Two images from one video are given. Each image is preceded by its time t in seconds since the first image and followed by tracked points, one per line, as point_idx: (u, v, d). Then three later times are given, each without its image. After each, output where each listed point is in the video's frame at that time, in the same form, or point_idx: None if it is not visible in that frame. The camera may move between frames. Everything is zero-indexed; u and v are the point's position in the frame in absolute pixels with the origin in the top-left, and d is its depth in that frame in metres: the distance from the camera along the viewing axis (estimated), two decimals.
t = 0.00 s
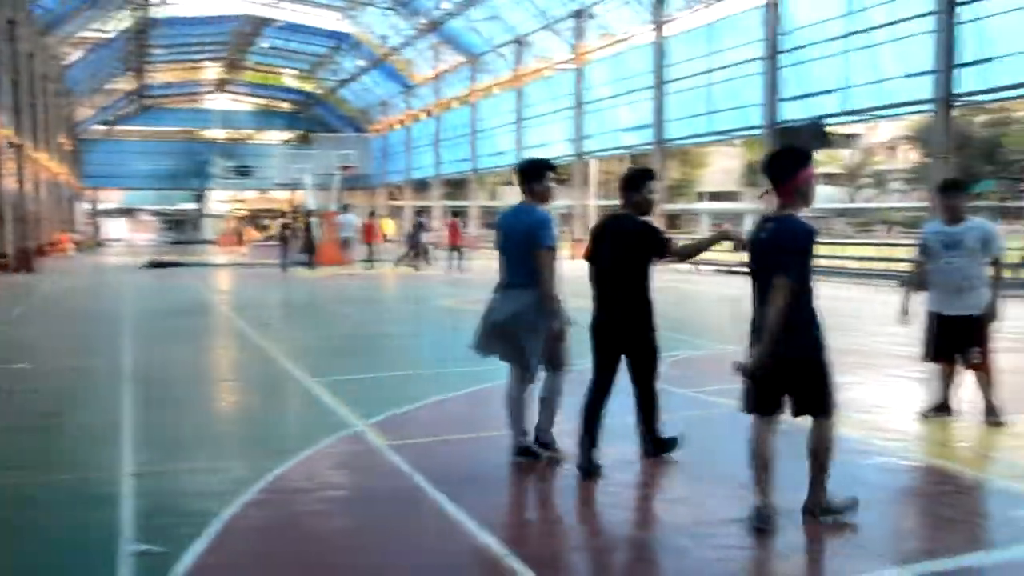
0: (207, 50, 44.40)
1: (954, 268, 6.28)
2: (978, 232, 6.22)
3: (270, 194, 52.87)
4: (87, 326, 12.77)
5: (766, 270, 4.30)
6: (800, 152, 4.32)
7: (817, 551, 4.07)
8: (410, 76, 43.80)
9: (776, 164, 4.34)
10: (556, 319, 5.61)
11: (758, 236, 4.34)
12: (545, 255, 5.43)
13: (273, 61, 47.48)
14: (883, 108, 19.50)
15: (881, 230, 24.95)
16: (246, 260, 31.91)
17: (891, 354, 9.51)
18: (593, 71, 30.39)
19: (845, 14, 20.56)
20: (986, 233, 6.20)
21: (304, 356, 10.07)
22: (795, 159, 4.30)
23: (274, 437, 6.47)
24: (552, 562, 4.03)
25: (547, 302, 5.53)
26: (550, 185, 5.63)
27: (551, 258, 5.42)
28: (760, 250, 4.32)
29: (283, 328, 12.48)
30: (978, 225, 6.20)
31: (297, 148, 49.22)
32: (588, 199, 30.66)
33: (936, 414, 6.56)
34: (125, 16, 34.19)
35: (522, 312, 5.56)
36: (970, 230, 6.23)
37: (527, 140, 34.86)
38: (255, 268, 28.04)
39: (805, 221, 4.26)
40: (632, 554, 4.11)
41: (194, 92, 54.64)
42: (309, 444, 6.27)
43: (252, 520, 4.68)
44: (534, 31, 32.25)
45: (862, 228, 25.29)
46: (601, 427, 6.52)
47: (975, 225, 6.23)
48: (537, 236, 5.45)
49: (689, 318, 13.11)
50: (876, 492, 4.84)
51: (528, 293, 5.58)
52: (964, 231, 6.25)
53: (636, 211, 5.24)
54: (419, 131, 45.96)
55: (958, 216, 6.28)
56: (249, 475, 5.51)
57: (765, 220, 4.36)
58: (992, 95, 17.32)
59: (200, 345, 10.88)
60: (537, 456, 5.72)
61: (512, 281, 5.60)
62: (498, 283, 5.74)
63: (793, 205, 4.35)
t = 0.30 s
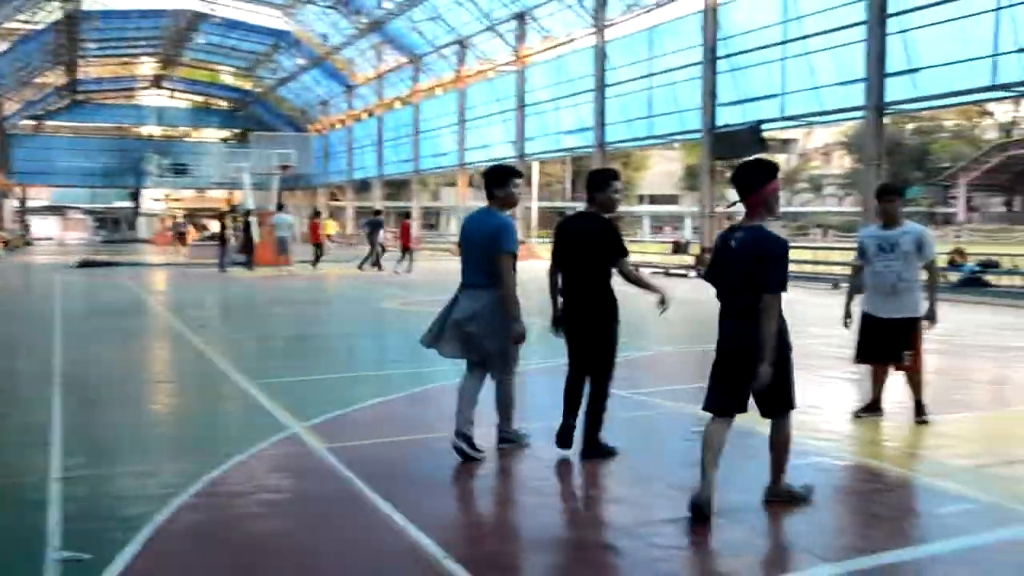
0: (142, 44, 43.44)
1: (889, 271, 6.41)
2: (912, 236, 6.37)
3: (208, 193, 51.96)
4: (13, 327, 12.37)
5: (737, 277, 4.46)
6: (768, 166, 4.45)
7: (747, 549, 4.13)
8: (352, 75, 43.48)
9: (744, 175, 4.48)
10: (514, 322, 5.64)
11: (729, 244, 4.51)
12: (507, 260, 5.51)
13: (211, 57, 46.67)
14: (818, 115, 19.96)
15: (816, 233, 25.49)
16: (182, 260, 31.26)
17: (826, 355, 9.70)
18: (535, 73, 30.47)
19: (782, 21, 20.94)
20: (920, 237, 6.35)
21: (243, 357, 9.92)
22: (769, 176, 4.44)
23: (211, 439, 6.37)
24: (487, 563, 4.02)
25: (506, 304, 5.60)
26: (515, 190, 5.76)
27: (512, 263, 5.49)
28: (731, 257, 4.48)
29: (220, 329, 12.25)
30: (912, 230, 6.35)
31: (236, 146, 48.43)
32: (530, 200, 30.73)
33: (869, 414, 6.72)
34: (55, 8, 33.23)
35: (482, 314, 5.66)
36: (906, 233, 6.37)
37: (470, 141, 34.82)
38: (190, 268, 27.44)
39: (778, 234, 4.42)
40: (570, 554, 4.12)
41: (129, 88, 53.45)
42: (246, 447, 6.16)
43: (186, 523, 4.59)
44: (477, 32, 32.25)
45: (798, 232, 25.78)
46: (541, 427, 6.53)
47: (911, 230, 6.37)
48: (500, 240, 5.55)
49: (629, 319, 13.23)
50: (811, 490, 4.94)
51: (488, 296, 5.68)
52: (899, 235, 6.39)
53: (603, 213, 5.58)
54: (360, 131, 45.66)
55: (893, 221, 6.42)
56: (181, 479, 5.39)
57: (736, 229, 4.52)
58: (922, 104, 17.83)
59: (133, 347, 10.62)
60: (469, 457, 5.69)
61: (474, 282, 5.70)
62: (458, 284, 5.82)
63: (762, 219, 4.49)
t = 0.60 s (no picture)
0: (91, 38, 42.61)
1: (850, 266, 6.53)
2: (875, 234, 6.49)
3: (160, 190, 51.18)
4: None
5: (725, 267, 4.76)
6: (740, 161, 4.76)
7: (703, 543, 4.17)
8: (308, 71, 43.12)
9: (719, 172, 4.78)
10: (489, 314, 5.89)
11: (710, 235, 4.82)
12: (485, 253, 5.76)
13: (162, 52, 45.94)
14: (771, 112, 20.24)
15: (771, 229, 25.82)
16: (134, 258, 30.76)
17: (779, 349, 9.83)
18: (492, 70, 30.44)
19: (736, 19, 21.14)
20: (883, 234, 6.46)
21: (197, 357, 9.80)
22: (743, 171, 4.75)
23: (164, 440, 6.28)
24: (446, 561, 4.02)
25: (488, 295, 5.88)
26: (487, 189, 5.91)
27: (489, 254, 5.75)
28: (712, 247, 4.80)
29: (173, 328, 12.08)
30: (875, 227, 6.47)
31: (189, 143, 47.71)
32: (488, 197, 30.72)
33: (820, 408, 6.81)
34: None
35: (460, 306, 5.85)
36: (869, 230, 6.50)
37: (427, 137, 34.72)
38: (142, 266, 27.00)
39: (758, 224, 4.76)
40: (528, 551, 4.12)
41: (79, 83, 52.42)
42: (202, 447, 6.10)
43: (139, 526, 4.52)
44: (433, 28, 32.17)
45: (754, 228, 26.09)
46: (496, 425, 6.53)
47: (874, 227, 6.50)
48: (478, 235, 5.79)
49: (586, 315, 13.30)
50: (765, 483, 5.03)
51: (461, 289, 5.85)
52: (863, 232, 6.51)
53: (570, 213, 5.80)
54: (316, 127, 45.33)
55: (859, 217, 6.54)
56: (133, 481, 5.31)
57: (715, 222, 4.84)
58: (872, 102, 18.13)
59: (84, 347, 10.43)
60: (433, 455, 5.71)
61: (453, 276, 5.86)
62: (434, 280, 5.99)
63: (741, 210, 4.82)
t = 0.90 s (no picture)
0: (44, 38, 41.87)
1: (823, 268, 6.60)
2: (852, 238, 6.48)
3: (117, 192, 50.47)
4: None
5: (685, 267, 4.89)
6: (703, 167, 4.88)
7: (665, 543, 4.17)
8: (267, 73, 42.85)
9: (687, 173, 4.90)
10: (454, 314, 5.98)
11: (673, 236, 4.97)
12: (448, 253, 5.80)
13: (117, 53, 45.29)
14: (730, 114, 20.45)
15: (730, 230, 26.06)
16: (89, 262, 30.27)
17: (739, 349, 9.92)
18: (453, 71, 30.41)
19: (694, 22, 21.28)
20: (861, 239, 6.45)
21: (156, 362, 9.67)
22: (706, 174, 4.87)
23: (120, 447, 6.18)
24: (404, 565, 3.99)
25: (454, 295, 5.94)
26: (450, 193, 6.07)
27: (453, 254, 5.79)
28: (673, 248, 4.94)
29: (127, 333, 11.90)
30: (853, 232, 6.46)
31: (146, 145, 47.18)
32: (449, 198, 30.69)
33: (784, 407, 6.88)
34: None
35: (426, 307, 5.90)
36: (847, 235, 6.49)
37: (388, 139, 34.62)
38: (99, 271, 26.56)
39: (717, 225, 4.90)
40: (489, 553, 4.11)
41: (32, 84, 51.51)
42: (160, 453, 6.02)
43: (93, 535, 4.45)
44: (393, 30, 32.08)
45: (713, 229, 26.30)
46: (455, 428, 6.51)
47: (854, 231, 6.49)
48: (442, 237, 5.83)
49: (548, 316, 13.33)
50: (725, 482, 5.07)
51: (428, 291, 5.90)
52: (841, 236, 6.52)
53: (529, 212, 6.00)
54: (275, 129, 45.00)
55: (840, 220, 6.56)
56: (86, 489, 5.22)
57: (679, 223, 4.98)
58: (829, 104, 18.36)
59: (38, 353, 10.24)
60: (395, 460, 5.68)
61: (419, 279, 5.89)
62: (401, 282, 6.02)
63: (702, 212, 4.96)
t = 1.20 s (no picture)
0: None
1: (787, 260, 6.72)
2: (817, 233, 6.55)
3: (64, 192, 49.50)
4: None
5: (631, 258, 5.13)
6: (651, 162, 5.08)
7: (624, 537, 4.20)
8: (217, 71, 42.41)
9: (637, 170, 5.09)
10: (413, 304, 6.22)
11: (620, 229, 5.21)
12: (403, 249, 6.09)
13: (62, 50, 44.46)
14: (683, 112, 20.71)
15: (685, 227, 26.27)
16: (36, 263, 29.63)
17: (693, 344, 10.01)
18: (406, 70, 30.31)
19: (646, 20, 21.42)
20: (825, 234, 6.50)
21: (107, 366, 9.51)
22: (655, 169, 5.09)
23: (71, 453, 6.06)
24: (362, 565, 3.96)
25: (407, 289, 6.18)
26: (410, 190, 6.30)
27: (408, 250, 6.07)
28: (620, 239, 5.19)
29: (75, 336, 11.68)
30: (817, 226, 6.53)
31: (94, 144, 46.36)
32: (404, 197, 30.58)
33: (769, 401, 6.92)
34: None
35: (381, 299, 6.17)
36: (811, 230, 6.58)
37: (342, 138, 34.42)
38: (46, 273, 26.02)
39: (659, 218, 5.13)
40: (447, 551, 4.10)
41: None
42: (113, 458, 5.92)
43: (43, 542, 4.35)
44: (346, 27, 31.84)
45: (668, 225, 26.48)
46: (413, 425, 6.48)
47: (820, 226, 6.55)
48: (399, 233, 6.09)
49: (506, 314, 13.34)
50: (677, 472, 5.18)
51: (387, 283, 6.17)
52: (806, 230, 6.61)
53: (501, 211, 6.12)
54: (227, 128, 44.52)
55: (810, 214, 6.62)
56: (36, 496, 5.12)
57: (628, 217, 5.20)
58: (781, 103, 18.78)
59: None
60: (353, 460, 5.66)
61: (375, 271, 6.17)
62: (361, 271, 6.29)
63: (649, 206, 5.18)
